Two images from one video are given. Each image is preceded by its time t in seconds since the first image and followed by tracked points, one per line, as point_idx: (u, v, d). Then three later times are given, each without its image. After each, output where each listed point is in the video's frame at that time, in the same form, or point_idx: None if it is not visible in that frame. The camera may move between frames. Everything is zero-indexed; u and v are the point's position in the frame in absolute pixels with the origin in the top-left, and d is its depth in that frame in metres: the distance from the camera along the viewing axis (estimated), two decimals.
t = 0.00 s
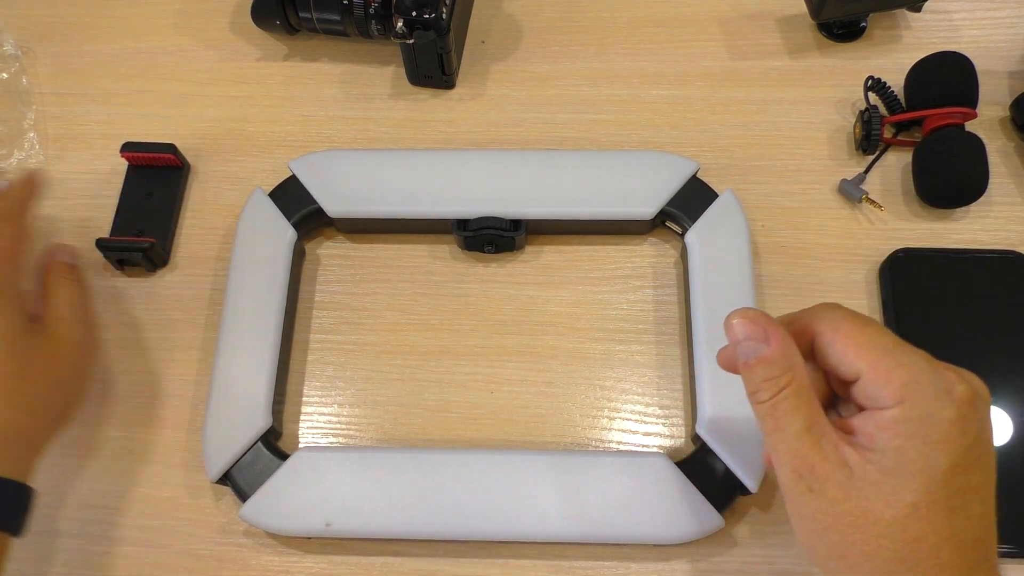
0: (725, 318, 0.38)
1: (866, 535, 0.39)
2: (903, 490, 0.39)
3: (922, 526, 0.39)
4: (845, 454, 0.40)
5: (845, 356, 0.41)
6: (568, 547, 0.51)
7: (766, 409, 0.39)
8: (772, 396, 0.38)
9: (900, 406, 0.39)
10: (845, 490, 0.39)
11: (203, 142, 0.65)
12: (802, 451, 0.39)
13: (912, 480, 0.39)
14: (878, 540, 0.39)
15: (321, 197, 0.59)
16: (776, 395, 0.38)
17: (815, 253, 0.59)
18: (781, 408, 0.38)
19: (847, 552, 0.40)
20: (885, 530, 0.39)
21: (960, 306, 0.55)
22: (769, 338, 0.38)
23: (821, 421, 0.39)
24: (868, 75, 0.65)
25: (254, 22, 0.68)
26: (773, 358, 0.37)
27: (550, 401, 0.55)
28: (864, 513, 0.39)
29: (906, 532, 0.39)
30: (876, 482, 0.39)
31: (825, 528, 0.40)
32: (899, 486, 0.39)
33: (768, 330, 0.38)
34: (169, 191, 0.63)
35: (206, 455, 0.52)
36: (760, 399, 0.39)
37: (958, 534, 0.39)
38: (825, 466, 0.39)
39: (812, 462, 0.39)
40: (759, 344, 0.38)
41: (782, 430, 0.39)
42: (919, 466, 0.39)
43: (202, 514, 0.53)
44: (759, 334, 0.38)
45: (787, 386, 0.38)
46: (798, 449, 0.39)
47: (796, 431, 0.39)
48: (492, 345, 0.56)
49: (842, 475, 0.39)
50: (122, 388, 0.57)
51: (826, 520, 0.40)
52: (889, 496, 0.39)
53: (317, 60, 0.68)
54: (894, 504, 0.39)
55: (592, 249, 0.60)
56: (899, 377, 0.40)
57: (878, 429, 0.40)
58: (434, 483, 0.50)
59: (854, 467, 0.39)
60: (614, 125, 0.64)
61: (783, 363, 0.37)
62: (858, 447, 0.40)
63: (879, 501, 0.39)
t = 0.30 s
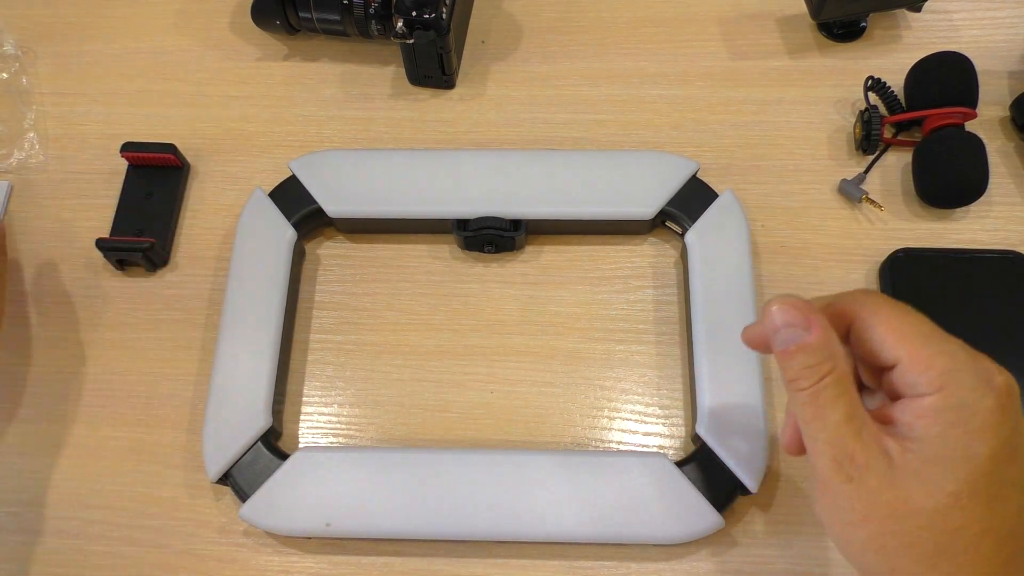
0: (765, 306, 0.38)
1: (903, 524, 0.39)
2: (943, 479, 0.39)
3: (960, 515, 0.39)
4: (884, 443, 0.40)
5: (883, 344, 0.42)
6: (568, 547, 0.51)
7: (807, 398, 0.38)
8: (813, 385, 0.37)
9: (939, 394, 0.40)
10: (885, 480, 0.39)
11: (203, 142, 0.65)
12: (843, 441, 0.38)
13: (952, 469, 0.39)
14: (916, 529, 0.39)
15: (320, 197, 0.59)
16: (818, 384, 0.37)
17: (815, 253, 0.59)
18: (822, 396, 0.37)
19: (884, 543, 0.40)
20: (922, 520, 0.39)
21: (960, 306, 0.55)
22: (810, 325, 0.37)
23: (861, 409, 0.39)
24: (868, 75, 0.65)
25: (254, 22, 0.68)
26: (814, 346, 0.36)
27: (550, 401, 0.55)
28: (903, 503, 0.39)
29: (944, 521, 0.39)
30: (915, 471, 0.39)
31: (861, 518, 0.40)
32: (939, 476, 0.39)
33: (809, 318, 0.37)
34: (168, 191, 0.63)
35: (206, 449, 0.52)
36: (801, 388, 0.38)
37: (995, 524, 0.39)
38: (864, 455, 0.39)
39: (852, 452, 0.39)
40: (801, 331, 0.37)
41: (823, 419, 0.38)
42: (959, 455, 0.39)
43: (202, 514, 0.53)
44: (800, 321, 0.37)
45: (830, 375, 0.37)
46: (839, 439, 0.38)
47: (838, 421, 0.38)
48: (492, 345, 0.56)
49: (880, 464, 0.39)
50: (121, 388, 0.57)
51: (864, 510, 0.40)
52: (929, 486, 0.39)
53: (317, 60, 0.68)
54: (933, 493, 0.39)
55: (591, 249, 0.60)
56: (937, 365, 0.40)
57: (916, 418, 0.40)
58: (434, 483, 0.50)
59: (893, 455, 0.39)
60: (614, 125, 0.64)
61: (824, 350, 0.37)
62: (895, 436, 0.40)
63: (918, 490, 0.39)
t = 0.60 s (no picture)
0: (748, 293, 0.39)
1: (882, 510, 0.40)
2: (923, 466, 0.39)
3: (939, 501, 0.39)
4: (865, 430, 0.40)
5: (862, 330, 0.42)
6: (567, 547, 0.51)
7: (789, 383, 0.38)
8: (795, 370, 0.38)
9: (916, 381, 0.40)
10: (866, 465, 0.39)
11: (202, 142, 0.65)
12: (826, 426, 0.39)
13: (932, 455, 0.39)
14: (895, 516, 0.39)
15: (321, 197, 0.59)
16: (799, 369, 0.38)
17: (815, 253, 0.59)
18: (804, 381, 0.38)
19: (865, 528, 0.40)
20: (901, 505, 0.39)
21: (960, 306, 0.55)
22: (793, 311, 0.37)
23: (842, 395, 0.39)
24: (868, 75, 0.65)
25: (254, 22, 0.68)
26: (797, 331, 0.37)
27: (550, 401, 0.55)
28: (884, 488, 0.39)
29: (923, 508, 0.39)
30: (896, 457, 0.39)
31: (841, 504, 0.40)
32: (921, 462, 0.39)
33: (792, 304, 0.38)
34: (168, 191, 0.63)
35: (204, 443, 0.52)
36: (783, 373, 0.38)
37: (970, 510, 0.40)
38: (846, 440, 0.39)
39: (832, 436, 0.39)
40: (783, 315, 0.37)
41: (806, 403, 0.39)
42: (938, 442, 0.39)
43: (202, 514, 0.53)
44: (782, 306, 0.38)
45: (811, 360, 0.37)
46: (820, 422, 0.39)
47: (820, 405, 0.38)
48: (492, 345, 0.56)
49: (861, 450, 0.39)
50: (121, 388, 0.57)
51: (844, 495, 0.40)
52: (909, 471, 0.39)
53: (317, 60, 0.68)
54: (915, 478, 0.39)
55: (591, 249, 0.60)
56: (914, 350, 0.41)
57: (895, 404, 0.40)
58: (434, 483, 0.50)
59: (873, 442, 0.40)
60: (614, 125, 0.64)
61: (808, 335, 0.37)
62: (876, 424, 0.40)
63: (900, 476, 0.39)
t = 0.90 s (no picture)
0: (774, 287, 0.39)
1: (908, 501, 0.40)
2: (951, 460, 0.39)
3: (961, 495, 0.40)
4: (888, 424, 0.40)
5: (886, 325, 0.42)
6: (567, 547, 0.51)
7: (812, 376, 0.38)
8: (823, 363, 0.37)
9: (940, 375, 0.40)
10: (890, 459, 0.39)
11: (202, 142, 0.65)
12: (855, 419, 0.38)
13: (955, 448, 0.39)
14: (917, 508, 0.40)
15: (321, 197, 0.59)
16: (824, 362, 0.38)
17: (815, 253, 0.59)
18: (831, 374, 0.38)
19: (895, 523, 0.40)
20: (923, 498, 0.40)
21: (961, 305, 0.55)
22: (820, 306, 0.37)
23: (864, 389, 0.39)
24: (868, 75, 0.65)
25: (254, 22, 0.68)
26: (824, 325, 0.37)
27: (550, 401, 0.55)
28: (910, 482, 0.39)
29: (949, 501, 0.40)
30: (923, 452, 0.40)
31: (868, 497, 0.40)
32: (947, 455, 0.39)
33: (819, 298, 0.38)
34: (168, 191, 0.63)
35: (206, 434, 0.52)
36: (807, 367, 0.38)
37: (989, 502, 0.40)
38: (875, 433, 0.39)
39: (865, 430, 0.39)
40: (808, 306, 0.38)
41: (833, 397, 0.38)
42: (961, 435, 0.40)
43: (202, 514, 0.53)
44: (809, 300, 0.38)
45: (836, 354, 0.37)
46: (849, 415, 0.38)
47: (843, 398, 0.38)
48: (492, 345, 0.56)
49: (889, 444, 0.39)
50: (120, 388, 0.57)
51: (866, 490, 0.40)
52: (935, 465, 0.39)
53: (317, 60, 0.68)
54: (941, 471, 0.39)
55: (591, 250, 0.60)
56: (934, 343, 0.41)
57: (917, 398, 0.41)
58: (435, 483, 0.50)
59: (896, 437, 0.40)
60: (614, 125, 0.64)
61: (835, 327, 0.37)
62: (898, 418, 0.41)
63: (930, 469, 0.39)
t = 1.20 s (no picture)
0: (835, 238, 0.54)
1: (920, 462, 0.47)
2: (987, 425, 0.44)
3: None
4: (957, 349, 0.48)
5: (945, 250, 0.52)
6: (568, 547, 0.51)
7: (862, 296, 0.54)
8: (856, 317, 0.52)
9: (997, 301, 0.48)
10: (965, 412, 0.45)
11: (202, 143, 0.65)
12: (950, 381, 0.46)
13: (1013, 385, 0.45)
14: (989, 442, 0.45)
15: (320, 197, 0.59)
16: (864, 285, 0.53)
17: (815, 253, 0.59)
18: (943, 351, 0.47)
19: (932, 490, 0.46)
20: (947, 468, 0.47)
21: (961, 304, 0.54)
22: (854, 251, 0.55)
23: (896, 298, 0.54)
24: (868, 75, 0.65)
25: (254, 21, 0.68)
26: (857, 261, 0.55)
27: (550, 401, 0.55)
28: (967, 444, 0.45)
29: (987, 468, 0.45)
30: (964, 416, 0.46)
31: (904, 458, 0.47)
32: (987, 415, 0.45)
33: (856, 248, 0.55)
34: (166, 193, 0.63)
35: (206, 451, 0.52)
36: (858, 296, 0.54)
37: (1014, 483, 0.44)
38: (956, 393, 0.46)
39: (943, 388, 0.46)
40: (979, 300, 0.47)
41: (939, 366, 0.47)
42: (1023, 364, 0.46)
43: (202, 514, 0.53)
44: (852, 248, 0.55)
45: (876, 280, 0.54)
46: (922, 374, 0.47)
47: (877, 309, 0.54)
48: (492, 345, 0.56)
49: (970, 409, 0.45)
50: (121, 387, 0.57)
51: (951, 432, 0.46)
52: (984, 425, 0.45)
53: (316, 60, 0.68)
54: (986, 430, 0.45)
55: (591, 250, 0.60)
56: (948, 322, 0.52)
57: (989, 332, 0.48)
58: (437, 483, 0.50)
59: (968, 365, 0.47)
60: (614, 125, 0.64)
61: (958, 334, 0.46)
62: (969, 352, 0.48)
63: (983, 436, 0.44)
